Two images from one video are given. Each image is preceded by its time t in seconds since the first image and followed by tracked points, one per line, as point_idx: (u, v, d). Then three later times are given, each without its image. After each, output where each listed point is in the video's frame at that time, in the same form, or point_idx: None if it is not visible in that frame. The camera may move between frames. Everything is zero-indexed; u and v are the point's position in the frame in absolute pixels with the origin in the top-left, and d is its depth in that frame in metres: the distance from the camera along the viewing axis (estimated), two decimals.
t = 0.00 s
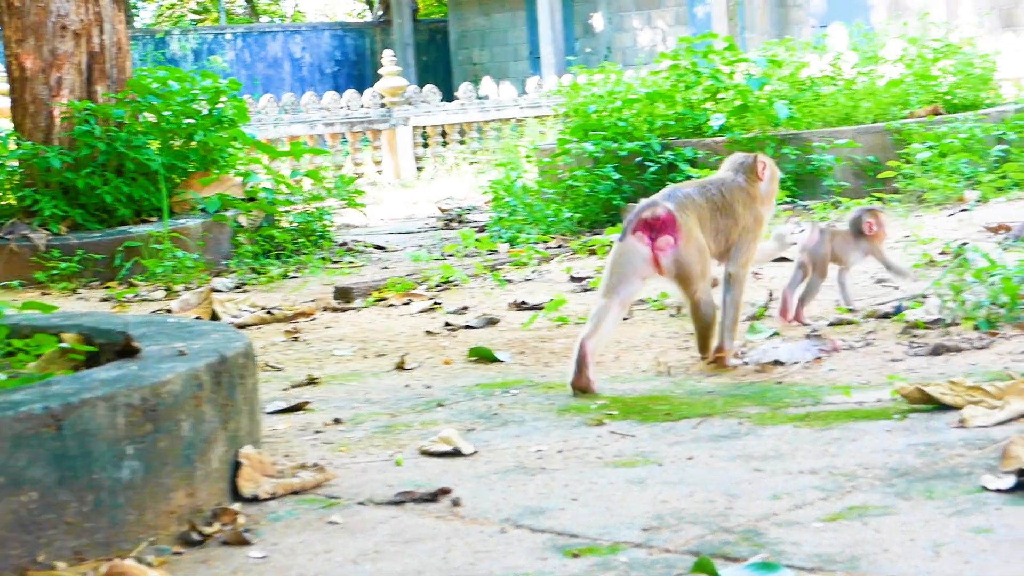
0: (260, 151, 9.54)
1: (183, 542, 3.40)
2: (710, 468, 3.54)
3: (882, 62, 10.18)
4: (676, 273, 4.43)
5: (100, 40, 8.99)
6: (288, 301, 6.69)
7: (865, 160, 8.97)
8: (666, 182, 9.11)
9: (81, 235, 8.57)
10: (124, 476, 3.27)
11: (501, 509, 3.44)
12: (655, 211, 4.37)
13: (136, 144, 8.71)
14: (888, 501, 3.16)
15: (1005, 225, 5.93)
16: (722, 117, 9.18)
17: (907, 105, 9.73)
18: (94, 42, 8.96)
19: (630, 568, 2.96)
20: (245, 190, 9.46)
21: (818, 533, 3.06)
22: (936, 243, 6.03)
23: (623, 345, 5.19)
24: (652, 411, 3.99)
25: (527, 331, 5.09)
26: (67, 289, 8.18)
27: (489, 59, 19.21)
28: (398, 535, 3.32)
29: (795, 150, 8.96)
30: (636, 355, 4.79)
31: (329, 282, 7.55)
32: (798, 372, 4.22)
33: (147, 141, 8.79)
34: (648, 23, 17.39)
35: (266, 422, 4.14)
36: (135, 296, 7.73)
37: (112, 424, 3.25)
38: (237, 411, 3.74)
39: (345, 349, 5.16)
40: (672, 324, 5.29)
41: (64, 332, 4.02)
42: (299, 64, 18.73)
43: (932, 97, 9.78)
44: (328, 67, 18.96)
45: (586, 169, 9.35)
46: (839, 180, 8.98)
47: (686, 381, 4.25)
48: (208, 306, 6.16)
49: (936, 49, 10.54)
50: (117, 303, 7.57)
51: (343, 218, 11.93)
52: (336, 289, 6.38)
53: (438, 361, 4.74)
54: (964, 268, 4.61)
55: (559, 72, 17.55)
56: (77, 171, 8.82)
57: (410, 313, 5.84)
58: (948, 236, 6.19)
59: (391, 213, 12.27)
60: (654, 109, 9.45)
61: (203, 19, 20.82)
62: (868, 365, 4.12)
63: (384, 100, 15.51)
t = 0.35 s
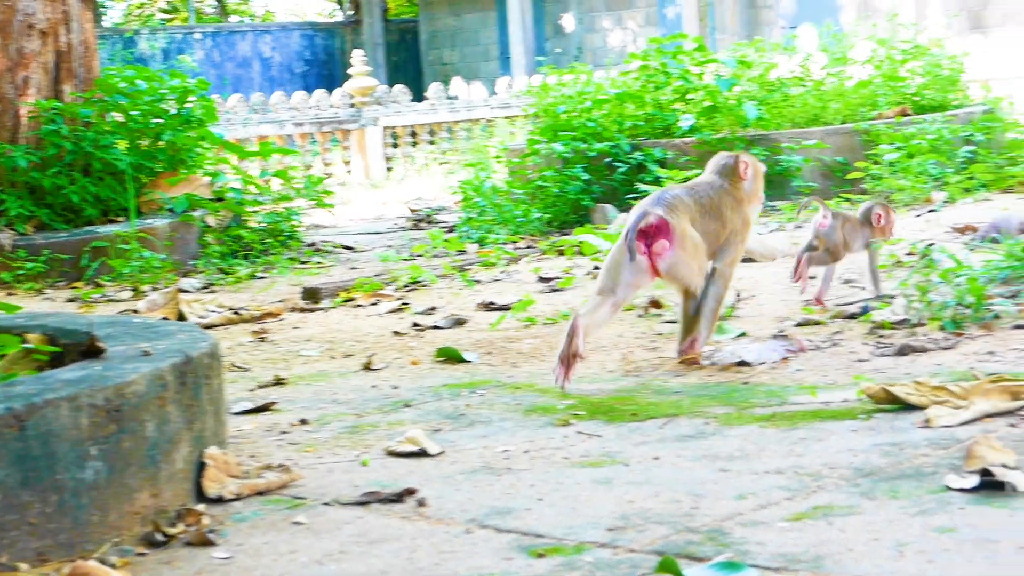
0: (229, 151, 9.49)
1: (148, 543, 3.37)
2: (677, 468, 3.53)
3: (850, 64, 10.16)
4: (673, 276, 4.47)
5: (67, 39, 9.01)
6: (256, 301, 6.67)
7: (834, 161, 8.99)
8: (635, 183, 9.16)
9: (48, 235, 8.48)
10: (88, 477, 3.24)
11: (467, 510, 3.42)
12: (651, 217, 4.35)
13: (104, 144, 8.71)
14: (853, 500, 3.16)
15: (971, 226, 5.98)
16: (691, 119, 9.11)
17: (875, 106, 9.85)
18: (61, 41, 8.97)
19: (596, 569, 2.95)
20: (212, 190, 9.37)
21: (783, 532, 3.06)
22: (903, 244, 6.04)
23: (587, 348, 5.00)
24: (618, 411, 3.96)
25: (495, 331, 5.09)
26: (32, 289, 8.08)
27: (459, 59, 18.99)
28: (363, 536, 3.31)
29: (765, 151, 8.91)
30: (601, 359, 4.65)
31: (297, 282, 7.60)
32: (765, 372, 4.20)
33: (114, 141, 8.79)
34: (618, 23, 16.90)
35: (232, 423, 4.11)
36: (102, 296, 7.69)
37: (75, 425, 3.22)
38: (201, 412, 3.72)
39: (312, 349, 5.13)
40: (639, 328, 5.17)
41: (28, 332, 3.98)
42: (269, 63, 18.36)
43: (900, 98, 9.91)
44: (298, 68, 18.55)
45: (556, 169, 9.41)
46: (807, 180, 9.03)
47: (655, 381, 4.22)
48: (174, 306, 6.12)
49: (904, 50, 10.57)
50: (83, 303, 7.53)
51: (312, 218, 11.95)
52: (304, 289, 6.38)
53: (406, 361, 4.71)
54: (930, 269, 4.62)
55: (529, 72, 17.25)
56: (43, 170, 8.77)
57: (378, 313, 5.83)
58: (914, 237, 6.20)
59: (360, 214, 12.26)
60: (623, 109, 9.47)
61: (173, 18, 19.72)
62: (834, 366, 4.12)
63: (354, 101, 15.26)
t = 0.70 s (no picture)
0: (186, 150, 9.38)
1: (97, 545, 3.34)
2: (630, 470, 3.52)
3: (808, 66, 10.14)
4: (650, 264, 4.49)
5: (22, 38, 9.00)
6: (212, 301, 6.64)
7: (791, 163, 8.94)
8: (593, 184, 9.20)
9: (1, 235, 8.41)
10: (37, 479, 3.21)
11: (419, 512, 3.40)
12: (632, 201, 4.45)
13: (59, 143, 8.59)
14: (804, 502, 3.17)
15: (926, 229, 6.00)
16: (648, 120, 9.13)
17: (831, 109, 9.75)
18: (16, 40, 8.97)
19: (546, 570, 2.94)
20: (169, 191, 9.34)
21: (734, 534, 3.06)
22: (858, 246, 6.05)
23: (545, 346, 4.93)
24: (572, 412, 3.93)
25: (451, 333, 5.07)
26: None
27: (418, 60, 18.22)
28: (314, 538, 3.28)
29: (721, 152, 8.97)
30: (558, 358, 4.57)
31: (253, 283, 7.57)
32: (719, 374, 4.17)
33: (70, 140, 8.67)
34: (578, 25, 16.68)
35: (184, 424, 4.06)
36: (55, 297, 7.62)
37: (24, 426, 3.18)
38: (153, 413, 3.69)
39: (267, 350, 5.09)
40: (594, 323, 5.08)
41: None
42: (228, 63, 17.79)
43: (856, 101, 9.85)
44: (257, 67, 18.03)
45: (513, 171, 9.36)
46: (764, 182, 9.00)
47: (610, 381, 4.20)
48: (129, 306, 6.07)
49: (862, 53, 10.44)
50: (37, 303, 7.47)
51: (269, 219, 11.85)
52: (259, 290, 6.34)
53: (361, 362, 4.68)
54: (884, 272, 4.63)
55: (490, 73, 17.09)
56: None
57: (334, 314, 5.80)
58: (870, 240, 6.22)
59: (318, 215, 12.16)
60: (582, 111, 9.47)
61: (130, 17, 18.14)
62: (789, 367, 4.11)
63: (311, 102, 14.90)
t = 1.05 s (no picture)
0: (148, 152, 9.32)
1: (54, 549, 3.30)
2: (588, 473, 3.52)
3: (770, 70, 10.15)
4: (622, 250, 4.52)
5: None
6: (173, 304, 6.63)
7: (753, 166, 8.95)
8: (554, 187, 9.21)
9: None
10: None
11: (378, 516, 3.39)
12: (610, 187, 4.49)
13: (19, 144, 8.55)
14: (762, 506, 3.17)
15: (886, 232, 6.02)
16: (610, 124, 9.23)
17: (793, 113, 9.73)
18: None
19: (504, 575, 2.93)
20: (130, 193, 9.19)
21: (692, 538, 3.06)
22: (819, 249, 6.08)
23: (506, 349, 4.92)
24: (532, 415, 3.91)
25: (413, 336, 5.06)
26: None
27: (381, 61, 18.28)
28: (272, 542, 3.26)
29: (684, 155, 9.04)
30: (519, 361, 4.56)
31: (215, 285, 7.54)
32: (678, 378, 4.15)
33: (31, 142, 8.63)
34: (541, 27, 16.48)
35: (143, 428, 4.03)
36: (15, 300, 7.57)
37: None
38: (111, 417, 3.66)
39: (228, 353, 5.07)
40: (556, 326, 5.06)
41: None
42: (191, 64, 17.66)
43: (818, 105, 9.79)
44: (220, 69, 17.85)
45: (475, 173, 9.32)
46: (726, 186, 9.00)
47: (570, 384, 4.18)
48: (90, 309, 6.06)
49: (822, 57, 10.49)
50: None
51: (231, 221, 11.81)
52: (221, 292, 6.32)
53: (322, 365, 4.66)
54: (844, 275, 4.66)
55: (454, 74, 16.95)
56: None
57: (295, 317, 5.79)
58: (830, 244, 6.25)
59: (280, 217, 12.12)
60: (544, 113, 9.51)
61: (93, 18, 18.36)
62: (748, 371, 4.11)
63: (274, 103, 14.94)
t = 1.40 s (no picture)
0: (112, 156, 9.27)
1: (12, 557, 3.23)
2: (550, 479, 3.51)
3: (736, 74, 9.93)
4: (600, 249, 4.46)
5: None
6: (136, 308, 6.64)
7: (717, 171, 8.93)
8: (520, 192, 9.22)
9: None
10: None
11: (340, 522, 3.35)
12: (587, 184, 4.46)
13: None
14: (723, 512, 3.16)
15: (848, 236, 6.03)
16: (574, 127, 9.21)
17: (758, 117, 9.64)
18: None
19: None
20: (93, 197, 9.08)
21: (652, 544, 3.04)
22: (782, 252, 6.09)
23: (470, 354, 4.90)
24: (495, 421, 3.89)
25: (376, 341, 5.04)
26: None
27: (347, 64, 18.25)
28: (232, 549, 3.21)
29: (649, 159, 8.92)
30: (483, 365, 4.54)
31: (178, 289, 7.50)
32: (641, 383, 4.14)
33: None
34: (506, 31, 16.54)
35: (105, 434, 4.00)
36: None
37: None
38: (72, 423, 3.63)
39: (191, 358, 5.05)
40: (519, 330, 5.04)
41: None
42: (155, 67, 17.80)
43: (782, 109, 9.67)
44: (185, 72, 18.02)
45: (439, 176, 9.33)
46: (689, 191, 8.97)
47: (532, 389, 4.16)
48: (53, 315, 6.07)
49: (788, 61, 10.22)
50: None
51: (195, 225, 11.78)
52: (184, 297, 6.31)
53: (285, 371, 4.63)
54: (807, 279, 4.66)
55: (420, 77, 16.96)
56: None
57: (259, 321, 5.78)
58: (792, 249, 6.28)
59: (244, 221, 12.12)
60: (509, 117, 9.50)
61: (57, 21, 19.45)
62: (711, 375, 4.11)
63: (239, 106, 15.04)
